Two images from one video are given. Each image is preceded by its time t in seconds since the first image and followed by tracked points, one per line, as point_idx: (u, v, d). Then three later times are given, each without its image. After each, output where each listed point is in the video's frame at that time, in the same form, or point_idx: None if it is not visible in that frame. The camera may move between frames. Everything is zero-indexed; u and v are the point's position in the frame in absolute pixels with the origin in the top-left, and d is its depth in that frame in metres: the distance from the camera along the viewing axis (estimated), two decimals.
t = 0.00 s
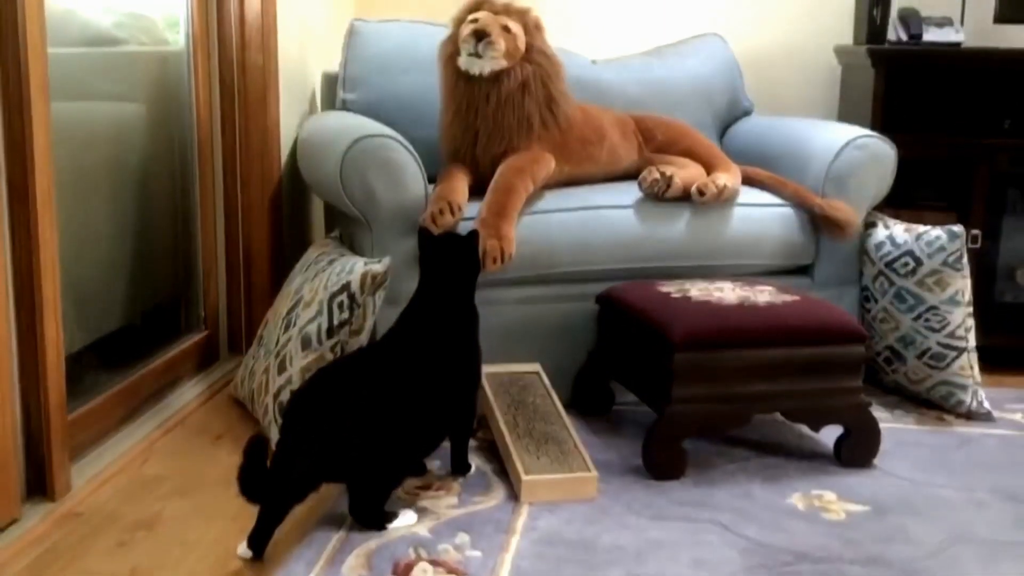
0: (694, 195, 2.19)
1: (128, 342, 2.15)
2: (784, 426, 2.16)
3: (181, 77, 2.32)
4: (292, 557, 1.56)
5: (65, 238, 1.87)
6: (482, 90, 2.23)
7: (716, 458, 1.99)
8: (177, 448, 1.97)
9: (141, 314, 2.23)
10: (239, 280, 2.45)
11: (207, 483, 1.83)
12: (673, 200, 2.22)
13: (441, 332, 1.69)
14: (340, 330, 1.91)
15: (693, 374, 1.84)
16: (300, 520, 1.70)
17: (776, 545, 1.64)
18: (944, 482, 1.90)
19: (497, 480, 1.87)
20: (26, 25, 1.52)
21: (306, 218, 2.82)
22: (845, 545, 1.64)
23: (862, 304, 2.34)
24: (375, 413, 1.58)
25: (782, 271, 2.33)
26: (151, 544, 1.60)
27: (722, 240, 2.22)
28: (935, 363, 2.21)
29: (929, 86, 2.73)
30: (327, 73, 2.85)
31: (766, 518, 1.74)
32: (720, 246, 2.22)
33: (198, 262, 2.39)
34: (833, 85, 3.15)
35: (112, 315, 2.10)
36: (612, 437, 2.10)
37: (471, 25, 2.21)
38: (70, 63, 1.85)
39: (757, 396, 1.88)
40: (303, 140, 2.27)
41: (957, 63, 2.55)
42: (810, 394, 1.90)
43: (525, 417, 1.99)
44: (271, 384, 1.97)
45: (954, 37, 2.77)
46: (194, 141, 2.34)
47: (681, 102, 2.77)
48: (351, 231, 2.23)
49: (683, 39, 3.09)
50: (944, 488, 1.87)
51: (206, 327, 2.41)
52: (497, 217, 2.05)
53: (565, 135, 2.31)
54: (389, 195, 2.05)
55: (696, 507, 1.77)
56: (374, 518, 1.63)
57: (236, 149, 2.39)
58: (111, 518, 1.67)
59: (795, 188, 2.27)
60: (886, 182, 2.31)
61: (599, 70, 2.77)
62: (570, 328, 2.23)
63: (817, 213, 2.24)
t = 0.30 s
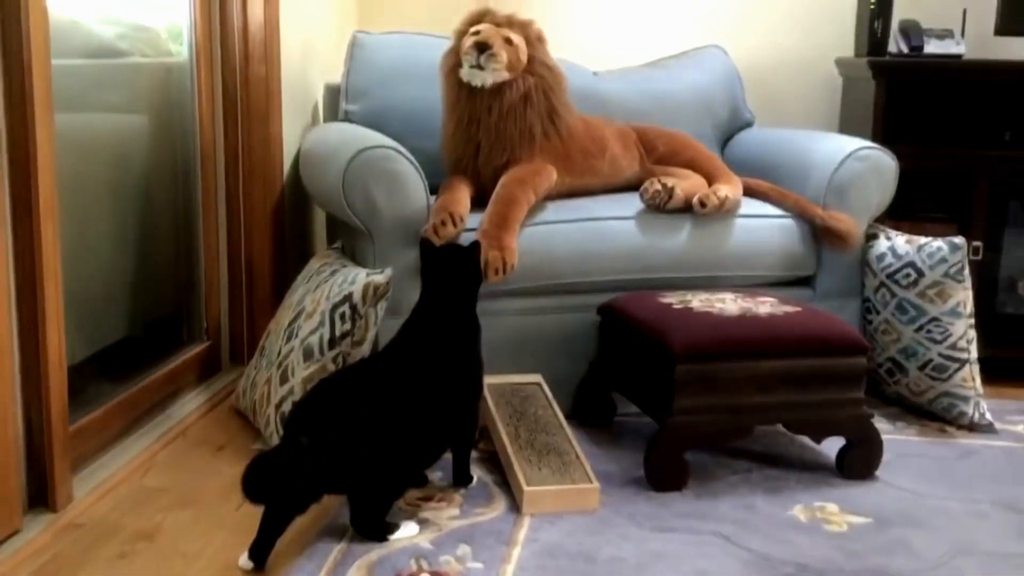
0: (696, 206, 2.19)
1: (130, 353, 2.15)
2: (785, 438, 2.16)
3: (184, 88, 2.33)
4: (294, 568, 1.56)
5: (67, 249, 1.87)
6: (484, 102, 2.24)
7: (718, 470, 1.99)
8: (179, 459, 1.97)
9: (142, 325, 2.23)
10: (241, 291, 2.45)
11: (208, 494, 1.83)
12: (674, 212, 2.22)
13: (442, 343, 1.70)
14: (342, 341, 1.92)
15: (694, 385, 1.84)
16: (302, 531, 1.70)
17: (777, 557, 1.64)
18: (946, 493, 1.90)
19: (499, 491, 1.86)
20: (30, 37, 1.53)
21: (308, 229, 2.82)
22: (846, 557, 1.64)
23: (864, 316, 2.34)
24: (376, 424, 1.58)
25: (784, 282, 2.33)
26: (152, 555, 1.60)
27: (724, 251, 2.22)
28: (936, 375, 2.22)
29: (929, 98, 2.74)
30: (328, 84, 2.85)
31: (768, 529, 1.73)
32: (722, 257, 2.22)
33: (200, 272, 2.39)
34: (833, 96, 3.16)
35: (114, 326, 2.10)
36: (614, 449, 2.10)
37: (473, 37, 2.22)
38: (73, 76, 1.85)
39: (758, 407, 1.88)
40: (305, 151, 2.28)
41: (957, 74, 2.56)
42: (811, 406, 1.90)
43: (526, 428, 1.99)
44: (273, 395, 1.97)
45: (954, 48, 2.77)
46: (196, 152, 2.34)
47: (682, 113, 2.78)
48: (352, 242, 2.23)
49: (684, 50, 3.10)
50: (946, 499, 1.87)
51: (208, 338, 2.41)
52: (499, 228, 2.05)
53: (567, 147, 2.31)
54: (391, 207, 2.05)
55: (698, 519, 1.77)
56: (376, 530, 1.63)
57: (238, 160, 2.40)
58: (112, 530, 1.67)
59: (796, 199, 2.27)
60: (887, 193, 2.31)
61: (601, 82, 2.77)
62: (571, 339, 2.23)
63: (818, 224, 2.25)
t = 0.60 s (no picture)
0: (697, 210, 2.19)
1: (130, 357, 2.15)
2: (786, 442, 2.16)
3: (185, 91, 2.33)
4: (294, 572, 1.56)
5: (68, 254, 1.88)
6: (485, 105, 2.24)
7: (719, 473, 1.99)
8: (179, 463, 1.97)
9: (143, 329, 2.23)
10: (242, 294, 2.46)
11: (209, 498, 1.83)
12: (675, 215, 2.22)
13: (444, 347, 1.69)
14: (343, 345, 1.93)
15: (695, 388, 1.84)
16: (302, 535, 1.70)
17: (778, 561, 1.64)
18: (947, 497, 1.90)
19: (500, 495, 1.86)
20: (32, 44, 1.53)
21: (309, 233, 2.83)
22: (847, 560, 1.64)
23: (865, 320, 2.34)
24: (377, 428, 1.58)
25: (785, 286, 2.33)
26: (153, 559, 1.60)
27: (724, 255, 2.22)
28: (937, 379, 2.22)
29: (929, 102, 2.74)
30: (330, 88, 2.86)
31: (769, 533, 1.73)
32: (722, 261, 2.23)
33: (201, 276, 2.39)
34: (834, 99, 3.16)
35: (115, 329, 2.10)
36: (615, 452, 2.10)
37: (475, 41, 2.22)
38: (74, 82, 1.86)
39: (758, 411, 1.88)
40: (306, 155, 2.29)
41: (956, 79, 2.57)
42: (812, 409, 1.90)
43: (527, 431, 1.99)
44: (274, 399, 1.97)
45: (954, 53, 2.80)
46: (198, 155, 2.35)
47: (683, 116, 2.78)
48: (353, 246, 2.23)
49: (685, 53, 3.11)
50: (947, 503, 1.87)
51: (209, 342, 2.41)
52: (500, 232, 2.05)
53: (568, 150, 2.31)
54: (391, 210, 2.05)
55: (698, 523, 1.77)
56: (376, 534, 1.63)
57: (239, 164, 2.40)
58: (113, 534, 1.67)
59: (797, 203, 2.28)
60: (888, 197, 2.31)
61: (602, 86, 2.78)
62: (572, 343, 2.23)
63: (818, 228, 2.25)
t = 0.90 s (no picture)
0: (697, 212, 2.19)
1: (132, 358, 2.15)
2: (787, 443, 2.16)
3: (186, 93, 2.34)
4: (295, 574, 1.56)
5: (69, 256, 1.88)
6: (485, 107, 2.24)
7: (719, 474, 1.99)
8: (179, 464, 1.97)
9: (144, 331, 2.23)
10: (242, 296, 2.46)
11: (209, 500, 1.83)
12: (675, 217, 2.22)
13: (446, 351, 1.70)
14: (343, 347, 1.93)
15: (695, 390, 1.84)
16: (302, 537, 1.70)
17: (779, 562, 1.64)
18: (947, 498, 1.90)
19: (500, 497, 1.86)
20: (32, 44, 1.53)
21: (310, 234, 2.83)
22: (848, 562, 1.64)
23: (865, 321, 2.34)
24: (374, 431, 1.57)
25: (785, 287, 2.33)
26: (153, 561, 1.60)
27: (724, 256, 2.23)
28: (938, 380, 2.22)
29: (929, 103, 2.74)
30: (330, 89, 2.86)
31: (769, 534, 1.73)
32: (722, 263, 2.23)
33: (201, 278, 2.40)
34: (835, 100, 3.16)
35: (116, 330, 2.10)
36: (615, 453, 2.10)
37: (475, 43, 2.22)
38: (76, 84, 1.86)
39: (759, 412, 1.88)
40: (307, 156, 2.29)
41: (957, 80, 2.57)
42: (813, 411, 1.90)
43: (527, 433, 1.99)
44: (274, 401, 1.98)
45: (955, 53, 2.79)
46: (198, 158, 2.35)
47: (683, 118, 2.78)
48: (354, 247, 2.23)
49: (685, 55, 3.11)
50: (948, 504, 1.87)
51: (210, 343, 2.42)
52: (500, 234, 2.05)
53: (568, 152, 2.31)
54: (392, 212, 2.06)
55: (699, 524, 1.77)
56: (375, 536, 1.63)
57: (240, 166, 2.41)
58: (113, 535, 1.67)
59: (797, 204, 2.28)
60: (889, 199, 2.31)
61: (602, 87, 2.78)
62: (573, 344, 2.24)
63: (818, 229, 2.25)
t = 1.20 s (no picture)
0: (699, 212, 2.19)
1: (134, 360, 2.15)
2: (790, 444, 2.16)
3: (188, 96, 2.34)
4: None
5: (71, 258, 1.88)
6: (487, 108, 2.24)
7: (722, 475, 1.99)
8: (182, 465, 1.98)
9: (146, 333, 2.23)
10: (245, 299, 2.46)
11: (212, 502, 1.83)
12: (677, 217, 2.22)
13: (449, 352, 1.70)
14: (345, 348, 1.93)
15: (697, 391, 1.84)
16: (305, 539, 1.70)
17: (781, 563, 1.64)
18: (950, 499, 1.90)
19: (503, 498, 1.87)
20: (34, 45, 1.53)
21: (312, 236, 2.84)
22: (850, 563, 1.64)
23: (868, 321, 2.34)
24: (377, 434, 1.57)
25: (788, 287, 2.33)
26: (156, 563, 1.60)
27: (726, 257, 2.22)
28: (941, 381, 2.21)
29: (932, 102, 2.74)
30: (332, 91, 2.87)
31: (771, 535, 1.73)
32: (724, 263, 2.23)
33: (203, 281, 2.40)
34: (836, 101, 3.16)
35: (118, 333, 2.10)
36: (618, 454, 2.10)
37: (477, 44, 2.22)
38: (77, 87, 1.86)
39: (761, 412, 1.88)
40: (309, 158, 2.29)
41: (959, 80, 2.57)
42: (815, 411, 1.90)
43: (530, 434, 1.99)
44: (276, 403, 1.98)
45: (956, 53, 2.79)
46: (200, 160, 2.35)
47: (684, 118, 2.78)
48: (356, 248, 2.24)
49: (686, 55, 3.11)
50: (951, 505, 1.87)
51: (212, 345, 2.42)
52: (502, 235, 2.05)
53: (570, 153, 2.32)
54: (393, 213, 2.06)
55: (701, 525, 1.77)
56: (378, 537, 1.63)
57: (242, 168, 2.41)
58: (116, 537, 1.68)
59: (799, 204, 2.28)
60: (891, 200, 2.31)
61: (604, 88, 2.78)
62: (575, 346, 2.24)
63: (820, 230, 2.25)
